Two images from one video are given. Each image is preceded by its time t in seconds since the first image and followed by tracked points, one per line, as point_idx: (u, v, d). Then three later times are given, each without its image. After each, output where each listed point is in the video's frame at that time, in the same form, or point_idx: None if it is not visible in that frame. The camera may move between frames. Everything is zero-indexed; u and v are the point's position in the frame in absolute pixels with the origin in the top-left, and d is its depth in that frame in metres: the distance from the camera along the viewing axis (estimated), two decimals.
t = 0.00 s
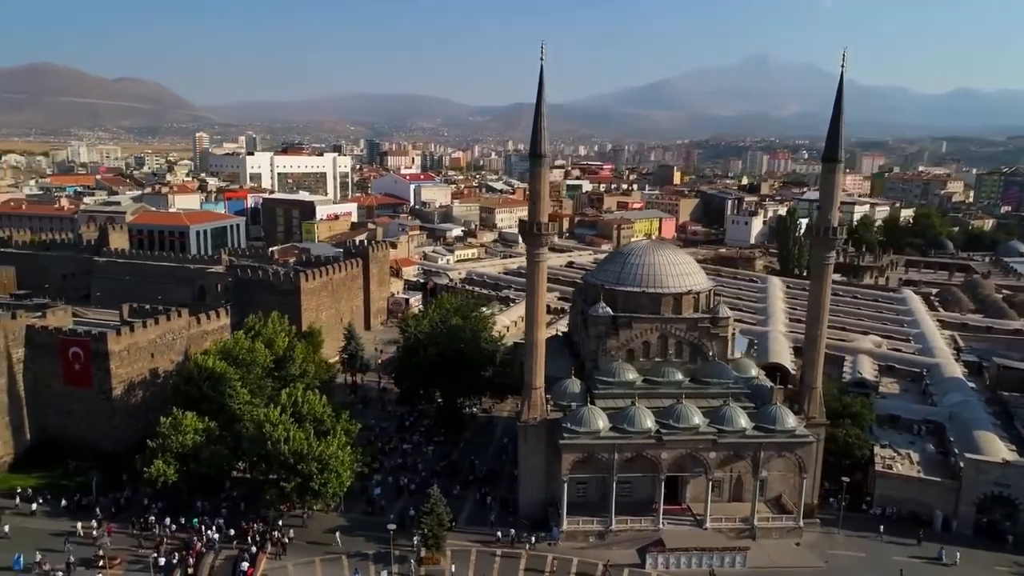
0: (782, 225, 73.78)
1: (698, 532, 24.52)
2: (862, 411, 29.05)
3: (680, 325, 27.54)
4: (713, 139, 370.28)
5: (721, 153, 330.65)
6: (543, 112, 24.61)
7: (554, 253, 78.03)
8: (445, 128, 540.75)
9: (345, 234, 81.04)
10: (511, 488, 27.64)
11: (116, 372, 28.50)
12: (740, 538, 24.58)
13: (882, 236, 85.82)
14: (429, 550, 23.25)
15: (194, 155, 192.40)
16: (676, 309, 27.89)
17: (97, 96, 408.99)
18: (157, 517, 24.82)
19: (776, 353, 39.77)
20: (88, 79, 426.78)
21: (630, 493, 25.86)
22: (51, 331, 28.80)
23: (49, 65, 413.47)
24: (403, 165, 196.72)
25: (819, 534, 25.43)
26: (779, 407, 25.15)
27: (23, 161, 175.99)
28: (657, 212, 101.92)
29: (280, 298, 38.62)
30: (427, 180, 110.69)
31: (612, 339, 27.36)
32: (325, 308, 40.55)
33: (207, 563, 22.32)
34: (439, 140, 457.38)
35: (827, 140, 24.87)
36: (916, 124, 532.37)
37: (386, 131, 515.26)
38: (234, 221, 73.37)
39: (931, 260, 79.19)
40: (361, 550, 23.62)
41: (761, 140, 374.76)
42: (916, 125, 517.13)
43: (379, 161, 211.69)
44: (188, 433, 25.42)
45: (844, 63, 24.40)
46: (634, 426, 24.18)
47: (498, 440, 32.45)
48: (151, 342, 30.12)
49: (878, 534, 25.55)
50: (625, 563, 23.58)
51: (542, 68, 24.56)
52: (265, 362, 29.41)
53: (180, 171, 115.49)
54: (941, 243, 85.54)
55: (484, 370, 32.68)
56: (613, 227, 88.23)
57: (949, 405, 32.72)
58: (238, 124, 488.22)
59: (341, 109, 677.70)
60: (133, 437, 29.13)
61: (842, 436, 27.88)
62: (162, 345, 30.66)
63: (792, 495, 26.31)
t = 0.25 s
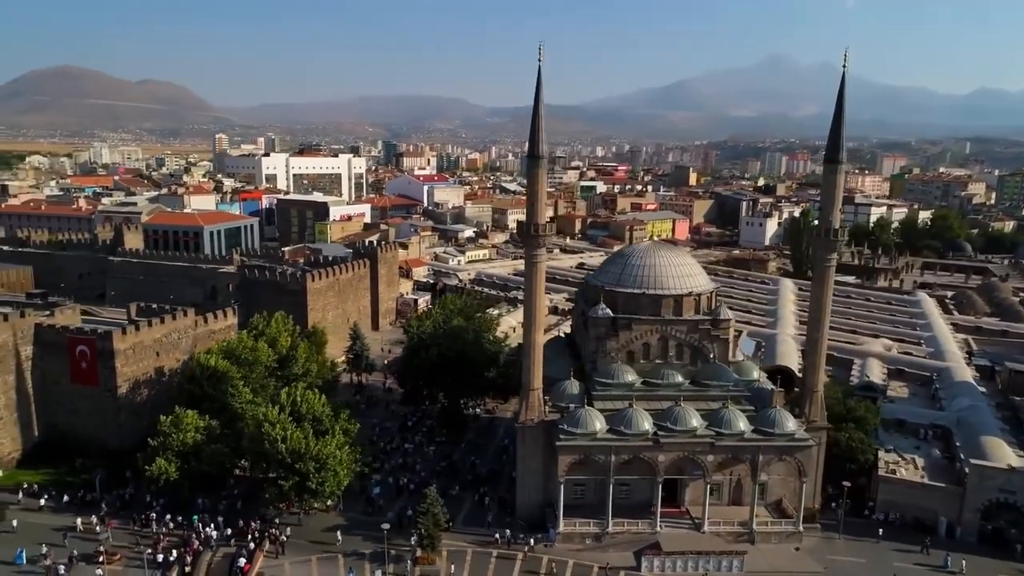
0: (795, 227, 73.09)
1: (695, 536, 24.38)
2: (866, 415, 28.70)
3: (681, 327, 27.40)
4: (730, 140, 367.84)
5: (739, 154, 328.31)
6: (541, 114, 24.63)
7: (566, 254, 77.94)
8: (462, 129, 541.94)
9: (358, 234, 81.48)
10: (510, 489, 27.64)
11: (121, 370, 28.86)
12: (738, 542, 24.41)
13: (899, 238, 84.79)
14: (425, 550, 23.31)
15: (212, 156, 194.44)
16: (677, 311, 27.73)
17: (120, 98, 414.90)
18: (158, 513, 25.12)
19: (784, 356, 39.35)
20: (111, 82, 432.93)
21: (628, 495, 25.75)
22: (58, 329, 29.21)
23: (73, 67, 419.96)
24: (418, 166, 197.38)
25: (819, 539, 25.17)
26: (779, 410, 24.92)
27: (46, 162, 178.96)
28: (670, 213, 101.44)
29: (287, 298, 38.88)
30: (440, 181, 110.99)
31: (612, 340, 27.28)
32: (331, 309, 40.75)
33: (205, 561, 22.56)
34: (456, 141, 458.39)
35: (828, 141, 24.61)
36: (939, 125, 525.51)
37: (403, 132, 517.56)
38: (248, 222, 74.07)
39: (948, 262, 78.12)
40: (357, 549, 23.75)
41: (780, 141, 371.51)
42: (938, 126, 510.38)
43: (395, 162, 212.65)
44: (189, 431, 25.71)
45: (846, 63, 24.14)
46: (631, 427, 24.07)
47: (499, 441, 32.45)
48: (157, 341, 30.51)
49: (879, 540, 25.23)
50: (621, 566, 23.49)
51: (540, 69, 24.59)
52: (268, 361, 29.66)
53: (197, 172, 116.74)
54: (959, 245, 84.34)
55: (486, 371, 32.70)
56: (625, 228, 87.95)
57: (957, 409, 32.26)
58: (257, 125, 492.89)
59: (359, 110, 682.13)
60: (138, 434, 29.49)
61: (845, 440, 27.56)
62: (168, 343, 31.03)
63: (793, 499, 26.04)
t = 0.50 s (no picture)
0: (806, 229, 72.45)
1: (691, 539, 24.27)
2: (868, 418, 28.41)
3: (680, 328, 27.27)
4: (746, 141, 365.40)
5: (755, 155, 326.19)
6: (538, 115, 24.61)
7: (575, 255, 77.79)
8: (477, 130, 542.49)
9: (368, 235, 81.79)
10: (507, 489, 27.64)
11: (125, 369, 29.21)
12: (735, 545, 24.27)
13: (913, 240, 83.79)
14: (420, 550, 23.37)
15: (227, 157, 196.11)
16: (676, 312, 27.64)
17: (139, 100, 419.73)
18: (158, 511, 25.42)
19: (789, 358, 39.06)
20: (130, 83, 438.07)
21: (625, 497, 25.66)
22: (63, 327, 29.61)
23: (93, 69, 425.39)
24: (431, 167, 197.81)
25: (817, 543, 24.95)
26: (777, 412, 24.74)
27: (66, 163, 181.41)
28: (681, 214, 100.97)
29: (292, 298, 39.09)
30: (451, 182, 111.19)
31: (610, 341, 27.23)
32: (336, 309, 40.93)
33: (201, 558, 22.78)
34: (471, 142, 458.69)
35: (828, 141, 24.35)
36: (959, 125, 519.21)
37: (418, 133, 518.94)
38: (259, 222, 74.64)
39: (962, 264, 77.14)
40: (353, 548, 23.88)
41: (797, 142, 368.44)
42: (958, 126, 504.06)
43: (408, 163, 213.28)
44: (188, 429, 25.99)
45: (846, 63, 23.87)
46: (627, 429, 24.00)
47: (499, 442, 32.47)
48: (160, 340, 30.84)
49: (879, 544, 24.98)
50: (616, 568, 23.41)
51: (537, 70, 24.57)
52: (269, 361, 29.86)
53: (211, 173, 117.83)
54: (975, 247, 83.24)
55: (487, 372, 32.75)
56: (635, 229, 87.68)
57: (963, 413, 31.86)
58: (274, 126, 496.71)
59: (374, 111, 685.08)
60: (141, 432, 29.83)
61: (846, 443, 27.29)
62: (172, 342, 31.36)
63: (792, 503, 25.83)
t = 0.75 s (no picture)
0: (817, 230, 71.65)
1: (687, 541, 24.15)
2: (869, 421, 28.10)
3: (678, 330, 27.12)
4: (762, 142, 362.74)
5: (771, 155, 323.71)
6: (533, 116, 24.60)
7: (584, 256, 77.66)
8: (492, 131, 543.09)
9: (378, 236, 82.13)
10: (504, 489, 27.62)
11: (128, 367, 29.54)
12: (731, 549, 24.11)
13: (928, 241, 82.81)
14: (414, 549, 23.44)
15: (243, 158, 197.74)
16: (674, 313, 27.51)
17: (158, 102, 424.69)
18: (158, 507, 25.70)
19: (794, 360, 38.69)
20: (150, 85, 443.32)
21: (621, 499, 25.54)
22: (68, 326, 30.00)
23: (114, 71, 430.85)
24: (445, 168, 198.25)
25: (815, 547, 24.70)
26: (774, 415, 24.54)
27: (85, 164, 183.86)
28: (693, 216, 100.49)
29: (296, 298, 39.32)
30: (463, 183, 111.44)
31: (608, 343, 27.15)
32: (341, 309, 41.11)
33: (198, 555, 22.98)
34: (486, 143, 459.07)
35: (827, 141, 24.13)
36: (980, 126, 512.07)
37: (434, 134, 520.38)
38: (270, 223, 75.21)
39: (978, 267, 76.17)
40: (348, 547, 23.99)
41: (815, 142, 365.16)
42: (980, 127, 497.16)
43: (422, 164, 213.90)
44: (188, 427, 26.25)
45: (845, 63, 23.64)
46: (622, 430, 23.93)
47: (499, 442, 32.48)
48: (164, 339, 31.14)
49: (878, 548, 24.69)
50: (609, 570, 23.28)
51: (533, 71, 24.55)
52: (270, 360, 30.07)
53: (226, 174, 118.98)
54: (991, 249, 82.09)
55: (487, 373, 32.78)
56: (646, 230, 87.40)
57: (969, 417, 31.41)
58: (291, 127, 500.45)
59: (390, 111, 687.99)
60: (144, 430, 30.16)
61: (846, 446, 27.00)
62: (175, 341, 31.66)
63: (790, 507, 25.59)
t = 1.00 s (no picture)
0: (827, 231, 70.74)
1: (681, 543, 24.05)
2: (869, 424, 27.85)
3: (675, 331, 27.01)
4: (778, 143, 360.04)
5: (787, 156, 321.34)
6: (530, 117, 24.63)
7: (593, 257, 77.53)
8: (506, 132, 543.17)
9: (388, 237, 82.42)
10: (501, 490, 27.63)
11: (130, 365, 29.86)
12: (726, 551, 23.98)
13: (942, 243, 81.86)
14: (407, 549, 23.50)
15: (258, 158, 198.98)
16: (672, 315, 27.40)
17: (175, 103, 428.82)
18: (157, 505, 25.98)
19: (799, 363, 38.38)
20: (168, 87, 447.75)
21: (617, 501, 25.48)
22: (73, 325, 30.37)
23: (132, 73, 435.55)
24: (457, 169, 198.44)
25: (812, 550, 24.50)
26: (770, 417, 24.36)
27: (103, 165, 185.85)
28: (704, 217, 100.00)
29: (300, 298, 39.54)
30: (473, 184, 111.62)
31: (605, 344, 27.09)
32: (345, 309, 41.30)
33: (194, 553, 23.20)
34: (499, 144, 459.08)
35: (825, 142, 23.94)
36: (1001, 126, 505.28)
37: (448, 135, 521.23)
38: (281, 223, 75.66)
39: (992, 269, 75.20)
40: (343, 546, 24.12)
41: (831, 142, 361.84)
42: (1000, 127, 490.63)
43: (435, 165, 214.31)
44: (187, 425, 26.49)
45: (843, 64, 23.49)
46: (616, 432, 23.88)
47: (498, 443, 32.49)
48: (167, 338, 31.47)
49: (876, 553, 24.43)
50: (602, 571, 23.19)
51: (529, 71, 24.55)
52: (270, 360, 30.27)
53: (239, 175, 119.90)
54: (1007, 252, 81.00)
55: (487, 373, 32.82)
56: (655, 231, 87.14)
57: (973, 421, 31.03)
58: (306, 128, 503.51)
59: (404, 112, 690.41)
60: (146, 427, 30.48)
61: (845, 449, 26.77)
62: (178, 340, 31.97)
63: (788, 510, 25.39)
